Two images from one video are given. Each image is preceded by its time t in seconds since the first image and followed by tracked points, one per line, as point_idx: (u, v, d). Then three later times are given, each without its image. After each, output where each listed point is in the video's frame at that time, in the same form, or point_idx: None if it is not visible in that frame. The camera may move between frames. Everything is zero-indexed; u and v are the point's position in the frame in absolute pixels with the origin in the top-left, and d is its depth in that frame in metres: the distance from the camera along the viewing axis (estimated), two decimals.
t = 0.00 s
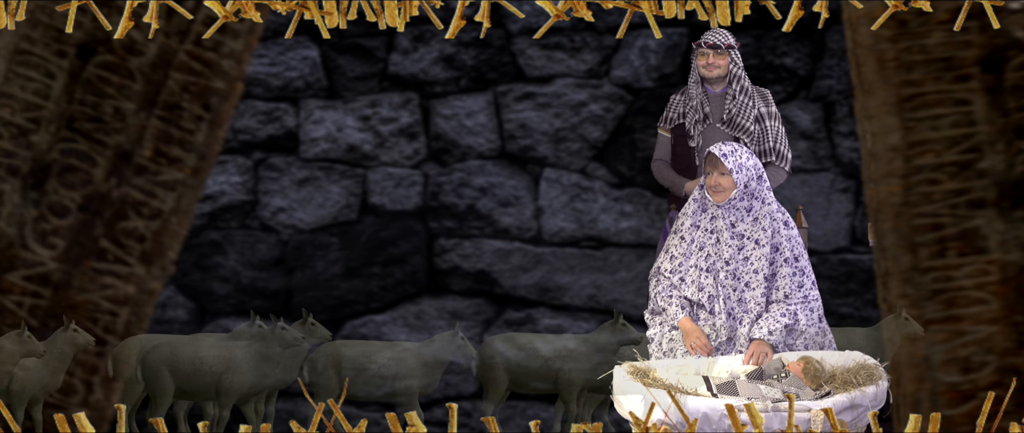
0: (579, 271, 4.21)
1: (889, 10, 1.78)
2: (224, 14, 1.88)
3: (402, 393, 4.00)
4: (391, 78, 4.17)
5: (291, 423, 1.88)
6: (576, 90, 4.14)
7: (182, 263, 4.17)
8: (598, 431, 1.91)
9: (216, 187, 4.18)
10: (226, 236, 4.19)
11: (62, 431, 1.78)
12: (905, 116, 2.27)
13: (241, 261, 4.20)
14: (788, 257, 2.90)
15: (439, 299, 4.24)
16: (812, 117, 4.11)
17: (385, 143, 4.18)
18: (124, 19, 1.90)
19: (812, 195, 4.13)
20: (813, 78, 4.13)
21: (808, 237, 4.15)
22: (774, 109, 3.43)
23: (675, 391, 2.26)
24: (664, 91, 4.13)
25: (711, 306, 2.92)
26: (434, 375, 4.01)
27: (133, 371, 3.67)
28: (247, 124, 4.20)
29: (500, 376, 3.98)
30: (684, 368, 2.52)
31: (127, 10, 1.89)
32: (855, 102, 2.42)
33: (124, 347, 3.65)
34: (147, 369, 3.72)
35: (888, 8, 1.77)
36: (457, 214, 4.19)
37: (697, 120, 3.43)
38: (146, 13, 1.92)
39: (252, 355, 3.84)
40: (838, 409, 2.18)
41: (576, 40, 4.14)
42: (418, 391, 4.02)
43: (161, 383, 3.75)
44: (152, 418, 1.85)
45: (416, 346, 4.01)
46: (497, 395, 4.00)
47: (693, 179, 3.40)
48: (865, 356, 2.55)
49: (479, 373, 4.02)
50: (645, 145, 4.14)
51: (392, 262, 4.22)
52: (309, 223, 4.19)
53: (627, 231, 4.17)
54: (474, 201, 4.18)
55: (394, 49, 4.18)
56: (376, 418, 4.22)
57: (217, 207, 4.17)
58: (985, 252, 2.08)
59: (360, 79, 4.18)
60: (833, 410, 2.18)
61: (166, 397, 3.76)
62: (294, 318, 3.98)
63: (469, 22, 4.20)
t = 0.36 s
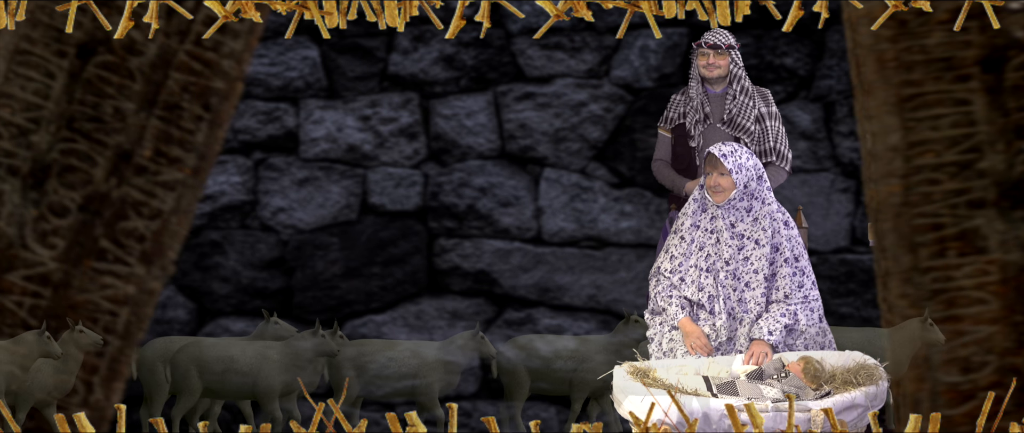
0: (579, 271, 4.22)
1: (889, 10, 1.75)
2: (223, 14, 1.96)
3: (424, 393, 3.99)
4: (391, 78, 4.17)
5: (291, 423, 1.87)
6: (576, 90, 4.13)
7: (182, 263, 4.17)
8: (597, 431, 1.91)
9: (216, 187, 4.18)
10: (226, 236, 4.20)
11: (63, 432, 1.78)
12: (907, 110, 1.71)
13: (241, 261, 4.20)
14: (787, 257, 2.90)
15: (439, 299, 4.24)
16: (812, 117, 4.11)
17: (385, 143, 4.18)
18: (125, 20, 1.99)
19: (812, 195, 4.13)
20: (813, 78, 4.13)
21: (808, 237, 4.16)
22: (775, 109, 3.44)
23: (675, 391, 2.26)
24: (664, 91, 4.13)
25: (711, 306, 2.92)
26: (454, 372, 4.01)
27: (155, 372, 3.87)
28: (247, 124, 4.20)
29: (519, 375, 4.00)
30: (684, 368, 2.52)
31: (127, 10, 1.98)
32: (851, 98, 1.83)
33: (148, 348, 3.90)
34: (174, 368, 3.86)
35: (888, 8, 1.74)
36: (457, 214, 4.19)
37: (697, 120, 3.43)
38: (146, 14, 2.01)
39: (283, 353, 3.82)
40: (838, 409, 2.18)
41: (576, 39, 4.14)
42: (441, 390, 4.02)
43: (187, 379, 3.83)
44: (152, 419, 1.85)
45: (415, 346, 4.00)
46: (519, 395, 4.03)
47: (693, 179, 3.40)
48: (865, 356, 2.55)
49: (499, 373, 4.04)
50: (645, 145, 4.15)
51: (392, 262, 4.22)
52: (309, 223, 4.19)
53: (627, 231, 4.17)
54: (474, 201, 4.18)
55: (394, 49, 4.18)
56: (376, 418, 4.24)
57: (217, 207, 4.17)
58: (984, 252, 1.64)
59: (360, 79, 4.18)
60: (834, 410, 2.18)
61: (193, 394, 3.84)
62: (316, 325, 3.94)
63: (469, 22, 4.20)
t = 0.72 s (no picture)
0: (579, 271, 4.22)
1: (889, 10, 1.71)
2: (223, 13, 1.95)
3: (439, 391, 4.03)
4: (391, 78, 4.17)
5: (291, 423, 1.86)
6: (576, 90, 4.14)
7: (182, 263, 4.17)
8: (598, 431, 1.90)
9: (216, 187, 4.18)
10: (226, 236, 4.20)
11: (63, 432, 1.78)
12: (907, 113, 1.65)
13: (241, 261, 4.20)
14: (786, 257, 2.90)
15: (439, 299, 4.24)
16: (812, 117, 4.11)
17: (385, 143, 4.18)
18: (124, 18, 1.99)
19: (812, 195, 4.13)
20: (813, 78, 4.13)
21: (808, 237, 4.16)
22: (775, 109, 3.44)
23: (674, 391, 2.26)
24: (664, 91, 4.13)
25: (711, 306, 2.92)
26: (467, 373, 4.02)
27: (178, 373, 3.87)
28: (247, 124, 4.20)
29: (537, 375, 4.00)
30: (682, 369, 2.51)
31: (126, 9, 1.99)
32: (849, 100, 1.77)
33: (170, 348, 3.90)
34: (201, 368, 3.89)
35: (889, 7, 1.72)
36: (457, 214, 4.19)
37: (697, 120, 3.43)
38: (147, 13, 2.00)
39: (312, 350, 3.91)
40: (838, 408, 2.18)
41: (576, 39, 4.14)
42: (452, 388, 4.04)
43: (215, 377, 3.88)
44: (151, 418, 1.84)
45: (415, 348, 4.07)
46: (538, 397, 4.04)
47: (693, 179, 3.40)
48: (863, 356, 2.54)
49: (518, 377, 4.04)
50: (645, 145, 4.15)
51: (392, 262, 4.22)
52: (309, 223, 4.19)
53: (627, 231, 4.17)
54: (474, 201, 4.18)
55: (394, 49, 4.18)
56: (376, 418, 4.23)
57: (217, 207, 4.17)
58: (984, 252, 1.59)
59: (360, 79, 4.18)
60: (833, 410, 2.18)
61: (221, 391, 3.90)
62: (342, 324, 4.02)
63: (469, 22, 4.20)
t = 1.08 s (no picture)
0: (580, 271, 4.22)
1: (889, 10, 1.72)
2: (224, 14, 1.84)
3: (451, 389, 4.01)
4: (391, 78, 4.17)
5: (290, 423, 1.87)
6: (576, 90, 4.13)
7: (182, 263, 4.18)
8: (598, 431, 1.90)
9: (216, 187, 4.18)
10: (226, 236, 4.20)
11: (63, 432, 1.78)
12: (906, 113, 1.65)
13: (241, 261, 4.20)
14: (786, 257, 2.90)
15: (439, 299, 4.23)
16: (812, 117, 4.11)
17: (385, 143, 4.18)
18: (124, 19, 1.87)
19: (812, 195, 4.13)
20: (813, 78, 4.13)
21: (808, 237, 4.16)
22: (775, 109, 3.43)
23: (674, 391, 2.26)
24: (664, 91, 4.13)
25: (710, 305, 2.92)
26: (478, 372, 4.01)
27: (200, 372, 3.91)
28: (247, 124, 4.20)
29: (561, 381, 3.99)
30: (682, 368, 2.50)
31: (126, 9, 1.86)
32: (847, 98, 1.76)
33: (192, 347, 3.92)
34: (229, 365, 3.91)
35: (888, 8, 1.71)
36: (457, 214, 4.19)
37: (698, 120, 3.43)
38: (147, 13, 1.89)
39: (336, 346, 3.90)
40: (838, 408, 2.18)
41: (576, 39, 4.14)
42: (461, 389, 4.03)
43: (244, 375, 3.91)
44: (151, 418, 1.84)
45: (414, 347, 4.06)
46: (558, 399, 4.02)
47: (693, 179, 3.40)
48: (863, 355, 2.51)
49: (540, 377, 4.03)
50: (645, 145, 4.15)
51: (392, 262, 4.22)
52: (309, 223, 4.20)
53: (627, 231, 4.17)
54: (474, 201, 4.18)
55: (394, 49, 4.18)
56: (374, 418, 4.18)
57: (217, 207, 4.17)
58: (984, 252, 1.58)
59: (360, 79, 4.17)
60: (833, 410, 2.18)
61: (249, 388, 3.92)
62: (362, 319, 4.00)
63: (469, 22, 4.20)
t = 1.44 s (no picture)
0: (579, 271, 4.22)
1: (889, 9, 1.85)
2: (224, 14, 1.91)
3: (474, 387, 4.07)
4: (391, 78, 4.17)
5: (291, 423, 1.88)
6: (576, 90, 4.13)
7: (182, 263, 4.17)
8: (598, 430, 1.92)
9: (216, 187, 4.18)
10: (226, 236, 4.20)
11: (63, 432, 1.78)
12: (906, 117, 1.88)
13: (241, 261, 4.20)
14: (787, 257, 2.90)
15: (439, 299, 4.23)
16: (811, 117, 4.11)
17: (385, 143, 4.18)
18: (124, 19, 1.94)
19: (812, 195, 4.13)
20: (813, 78, 4.13)
21: (808, 237, 4.16)
22: (776, 109, 3.43)
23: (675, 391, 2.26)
24: (664, 91, 4.13)
25: (711, 306, 2.92)
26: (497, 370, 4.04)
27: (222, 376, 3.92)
28: (247, 124, 4.19)
29: (584, 383, 4.00)
30: (684, 368, 2.50)
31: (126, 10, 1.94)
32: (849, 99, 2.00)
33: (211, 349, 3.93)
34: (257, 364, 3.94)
35: (889, 8, 1.84)
36: (457, 214, 4.19)
37: (699, 120, 3.43)
38: (147, 13, 1.96)
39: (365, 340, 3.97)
40: (838, 409, 2.19)
41: (576, 39, 4.14)
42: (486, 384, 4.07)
43: (272, 376, 3.94)
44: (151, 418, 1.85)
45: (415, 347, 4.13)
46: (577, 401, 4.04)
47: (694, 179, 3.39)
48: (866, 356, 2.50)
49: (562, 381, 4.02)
50: (645, 146, 4.15)
51: (392, 262, 4.22)
52: (309, 223, 4.20)
53: (627, 231, 4.17)
54: (474, 201, 4.18)
55: (394, 49, 4.18)
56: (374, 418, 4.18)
57: (216, 207, 4.17)
58: (984, 252, 1.81)
59: (360, 79, 4.17)
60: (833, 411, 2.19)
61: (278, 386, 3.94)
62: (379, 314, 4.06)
63: (469, 22, 4.21)
